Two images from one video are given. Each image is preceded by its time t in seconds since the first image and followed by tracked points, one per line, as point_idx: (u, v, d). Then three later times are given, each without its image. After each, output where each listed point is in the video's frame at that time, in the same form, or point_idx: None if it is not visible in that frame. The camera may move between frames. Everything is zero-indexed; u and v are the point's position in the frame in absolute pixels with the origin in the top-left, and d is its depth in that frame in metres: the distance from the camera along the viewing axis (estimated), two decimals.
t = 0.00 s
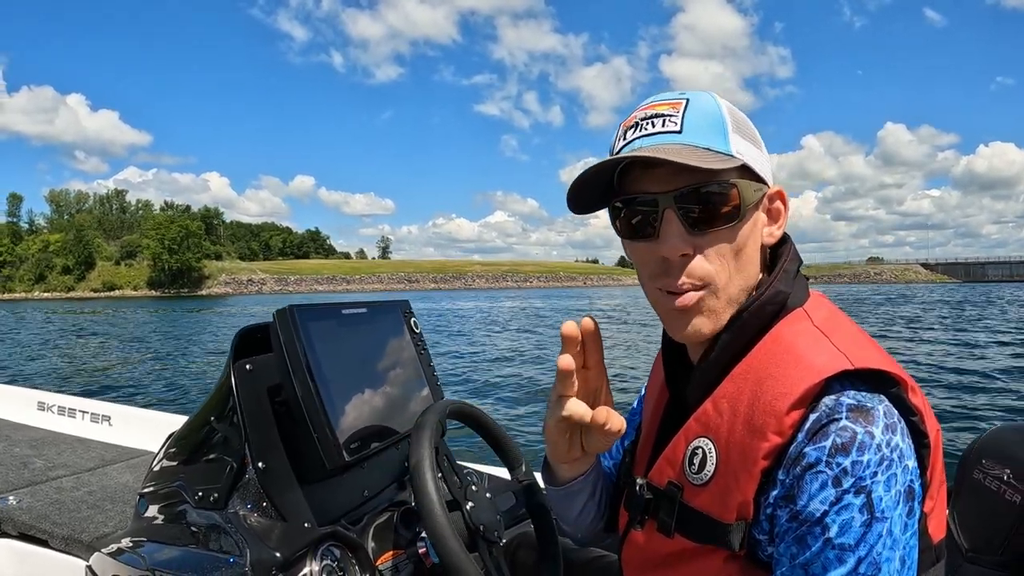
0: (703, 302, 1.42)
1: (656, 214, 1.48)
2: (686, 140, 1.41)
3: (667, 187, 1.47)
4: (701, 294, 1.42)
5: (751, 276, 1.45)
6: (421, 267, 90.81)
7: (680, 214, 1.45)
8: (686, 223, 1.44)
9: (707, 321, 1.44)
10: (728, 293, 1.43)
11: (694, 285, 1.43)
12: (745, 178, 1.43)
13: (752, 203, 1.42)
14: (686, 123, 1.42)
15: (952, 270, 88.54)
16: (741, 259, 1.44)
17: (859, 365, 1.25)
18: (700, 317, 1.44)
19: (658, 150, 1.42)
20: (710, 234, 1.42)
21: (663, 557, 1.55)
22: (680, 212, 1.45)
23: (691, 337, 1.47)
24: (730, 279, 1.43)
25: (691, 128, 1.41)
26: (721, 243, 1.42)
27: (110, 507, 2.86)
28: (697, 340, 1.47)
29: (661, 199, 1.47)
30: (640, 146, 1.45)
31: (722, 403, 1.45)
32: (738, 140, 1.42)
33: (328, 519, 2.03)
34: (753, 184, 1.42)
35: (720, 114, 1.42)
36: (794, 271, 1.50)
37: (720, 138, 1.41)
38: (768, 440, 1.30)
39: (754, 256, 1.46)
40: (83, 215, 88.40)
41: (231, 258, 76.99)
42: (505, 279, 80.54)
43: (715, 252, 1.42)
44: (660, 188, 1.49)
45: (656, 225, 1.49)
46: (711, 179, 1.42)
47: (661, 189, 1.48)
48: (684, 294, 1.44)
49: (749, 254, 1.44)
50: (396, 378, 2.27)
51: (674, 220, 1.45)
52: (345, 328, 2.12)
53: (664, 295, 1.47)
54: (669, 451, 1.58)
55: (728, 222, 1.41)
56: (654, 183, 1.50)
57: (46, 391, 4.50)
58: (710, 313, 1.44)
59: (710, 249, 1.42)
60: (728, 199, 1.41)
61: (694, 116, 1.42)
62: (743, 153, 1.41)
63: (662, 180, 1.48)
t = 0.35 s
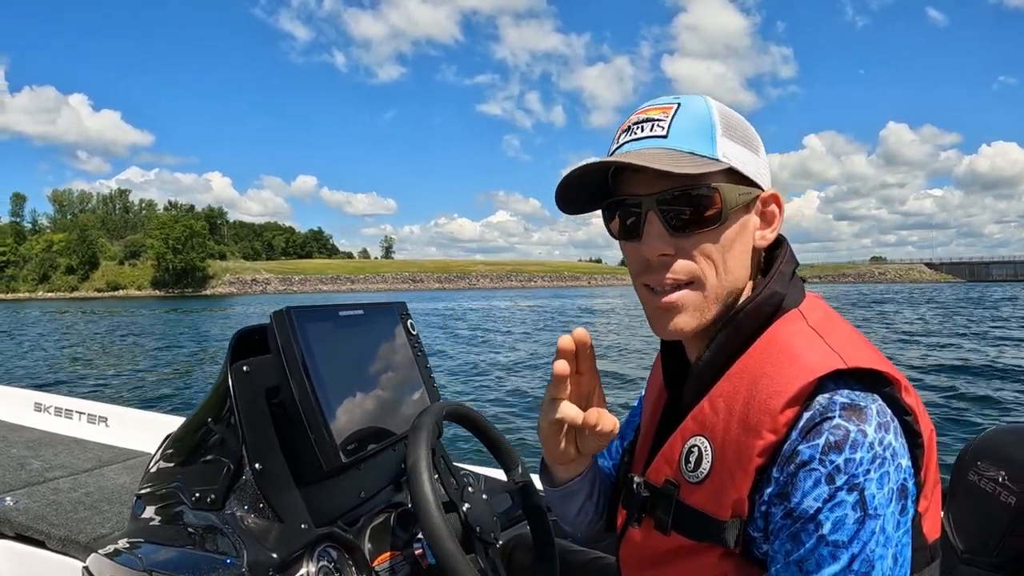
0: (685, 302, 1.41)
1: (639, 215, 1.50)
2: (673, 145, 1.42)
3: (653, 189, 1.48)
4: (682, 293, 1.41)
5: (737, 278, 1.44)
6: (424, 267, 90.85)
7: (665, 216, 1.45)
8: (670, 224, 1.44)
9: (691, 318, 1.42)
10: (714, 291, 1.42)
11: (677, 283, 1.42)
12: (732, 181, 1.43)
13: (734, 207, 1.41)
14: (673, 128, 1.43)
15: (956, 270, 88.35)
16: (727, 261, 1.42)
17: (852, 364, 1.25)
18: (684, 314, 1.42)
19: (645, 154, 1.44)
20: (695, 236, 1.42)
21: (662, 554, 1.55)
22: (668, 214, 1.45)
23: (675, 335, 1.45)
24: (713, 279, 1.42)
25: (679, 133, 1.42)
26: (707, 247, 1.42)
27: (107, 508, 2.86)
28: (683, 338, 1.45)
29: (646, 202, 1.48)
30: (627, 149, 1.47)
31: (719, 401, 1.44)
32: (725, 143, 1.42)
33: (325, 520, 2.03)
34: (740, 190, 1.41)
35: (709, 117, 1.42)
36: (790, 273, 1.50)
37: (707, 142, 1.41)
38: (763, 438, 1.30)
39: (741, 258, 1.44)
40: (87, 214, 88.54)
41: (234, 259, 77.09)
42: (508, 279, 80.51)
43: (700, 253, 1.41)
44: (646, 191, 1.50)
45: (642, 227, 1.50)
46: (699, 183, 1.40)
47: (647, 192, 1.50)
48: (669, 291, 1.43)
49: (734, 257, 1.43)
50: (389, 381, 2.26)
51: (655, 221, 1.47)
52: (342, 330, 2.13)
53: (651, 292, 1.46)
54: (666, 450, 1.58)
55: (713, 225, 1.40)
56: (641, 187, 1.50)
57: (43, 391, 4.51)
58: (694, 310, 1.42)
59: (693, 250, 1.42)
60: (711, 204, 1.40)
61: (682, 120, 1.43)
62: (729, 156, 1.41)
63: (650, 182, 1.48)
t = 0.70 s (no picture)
0: (629, 288, 1.46)
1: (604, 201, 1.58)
2: (631, 137, 1.50)
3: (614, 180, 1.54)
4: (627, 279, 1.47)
5: (695, 272, 1.40)
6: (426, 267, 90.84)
7: (617, 205, 1.50)
8: (621, 211, 1.49)
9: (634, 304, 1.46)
10: (655, 279, 1.42)
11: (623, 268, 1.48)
12: (687, 173, 1.41)
13: (673, 196, 1.40)
14: (637, 123, 1.51)
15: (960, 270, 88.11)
16: (675, 253, 1.41)
17: (854, 362, 1.22)
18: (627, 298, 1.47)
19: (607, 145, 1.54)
20: (638, 225, 1.45)
21: (659, 553, 1.51)
22: (632, 204, 1.46)
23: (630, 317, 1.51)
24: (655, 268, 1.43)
25: (640, 126, 1.49)
26: (652, 235, 1.43)
27: (100, 508, 2.84)
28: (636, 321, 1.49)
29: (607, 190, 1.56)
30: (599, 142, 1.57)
31: (717, 399, 1.41)
32: (684, 134, 1.40)
33: (319, 520, 2.00)
34: (681, 179, 1.40)
35: (674, 109, 1.43)
36: (792, 269, 1.46)
37: (662, 135, 1.43)
38: (762, 436, 1.26)
39: (699, 252, 1.40)
40: (90, 214, 88.61)
41: (238, 258, 77.09)
42: (511, 279, 80.48)
43: (645, 245, 1.44)
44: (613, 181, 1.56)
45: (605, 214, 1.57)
46: (647, 172, 1.44)
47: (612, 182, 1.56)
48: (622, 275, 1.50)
49: (684, 247, 1.40)
50: (383, 385, 2.22)
51: (611, 208, 1.52)
52: (335, 327, 2.10)
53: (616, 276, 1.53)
54: (665, 448, 1.55)
55: (651, 213, 1.42)
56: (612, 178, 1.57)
57: (37, 391, 4.48)
58: (638, 296, 1.45)
59: (639, 239, 1.45)
60: (647, 196, 1.43)
61: (648, 116, 1.48)
62: (682, 147, 1.40)
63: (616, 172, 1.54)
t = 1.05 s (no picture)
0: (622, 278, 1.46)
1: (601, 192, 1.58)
2: (631, 131, 1.50)
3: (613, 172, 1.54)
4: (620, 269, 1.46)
5: (688, 264, 1.39)
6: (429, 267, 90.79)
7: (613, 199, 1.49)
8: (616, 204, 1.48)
9: (632, 299, 1.45)
10: (651, 273, 1.41)
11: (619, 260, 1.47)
12: (682, 165, 1.40)
13: (665, 188, 1.39)
14: (636, 117, 1.51)
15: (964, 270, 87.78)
16: (669, 245, 1.39)
17: (851, 357, 1.21)
18: (625, 293, 1.46)
19: (607, 139, 1.54)
20: (631, 218, 1.44)
21: (654, 548, 1.51)
22: (627, 197, 1.44)
23: (627, 313, 1.49)
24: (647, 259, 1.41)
25: (639, 121, 1.49)
26: (644, 227, 1.42)
27: (96, 508, 2.84)
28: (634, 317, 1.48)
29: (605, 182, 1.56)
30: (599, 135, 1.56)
31: (714, 392, 1.40)
32: (679, 128, 1.40)
33: (316, 520, 2.00)
34: (673, 171, 1.39)
35: (672, 104, 1.43)
36: (788, 265, 1.46)
37: (658, 129, 1.43)
38: (758, 429, 1.25)
39: (692, 245, 1.39)
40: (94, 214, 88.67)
41: (241, 258, 77.20)
42: (515, 279, 80.39)
43: (640, 239, 1.43)
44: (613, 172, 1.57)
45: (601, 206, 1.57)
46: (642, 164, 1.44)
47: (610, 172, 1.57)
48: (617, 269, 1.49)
49: (676, 240, 1.39)
50: (378, 388, 2.20)
51: (607, 199, 1.51)
52: (332, 326, 2.10)
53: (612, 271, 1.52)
54: (661, 442, 1.54)
55: (644, 206, 1.41)
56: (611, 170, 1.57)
57: (34, 391, 4.48)
58: (634, 291, 1.44)
59: (635, 234, 1.44)
60: (638, 187, 1.42)
61: (648, 111, 1.47)
62: (676, 141, 1.40)
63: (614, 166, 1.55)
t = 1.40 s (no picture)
0: (639, 276, 1.44)
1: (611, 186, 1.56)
2: (645, 124, 1.46)
3: (625, 165, 1.52)
4: (636, 267, 1.44)
5: (708, 262, 1.39)
6: (432, 267, 90.79)
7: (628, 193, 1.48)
8: (632, 199, 1.46)
9: (650, 296, 1.43)
10: (669, 270, 1.40)
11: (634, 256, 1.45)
12: (703, 162, 1.39)
13: (691, 181, 1.38)
14: (650, 109, 1.47)
15: (969, 269, 87.47)
16: (691, 242, 1.39)
17: (849, 352, 1.20)
18: (641, 288, 1.44)
19: (617, 129, 1.50)
20: (650, 214, 1.43)
21: (651, 547, 1.50)
22: (647, 193, 1.44)
23: (639, 311, 1.47)
24: (669, 257, 1.40)
25: (653, 114, 1.46)
26: (663, 223, 1.41)
27: (93, 509, 2.85)
28: (649, 316, 1.45)
29: (616, 175, 1.53)
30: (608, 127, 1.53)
31: (711, 389, 1.39)
32: (701, 123, 1.39)
33: (313, 519, 2.00)
34: (700, 166, 1.38)
35: (689, 100, 1.41)
36: (785, 262, 1.44)
37: (678, 123, 1.41)
38: (755, 426, 1.24)
39: (715, 241, 1.39)
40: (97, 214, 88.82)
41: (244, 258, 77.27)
42: (518, 279, 80.30)
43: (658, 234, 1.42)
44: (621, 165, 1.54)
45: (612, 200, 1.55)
46: (660, 159, 1.42)
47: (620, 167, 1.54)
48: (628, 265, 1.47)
49: (698, 237, 1.39)
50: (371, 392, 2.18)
51: (621, 194, 1.51)
52: (327, 325, 2.09)
53: (620, 267, 1.50)
54: (659, 440, 1.54)
55: (667, 200, 1.40)
56: (620, 163, 1.55)
57: (30, 391, 4.48)
58: (651, 287, 1.42)
59: (651, 229, 1.43)
60: (666, 181, 1.40)
61: (662, 104, 1.45)
62: (701, 136, 1.38)
63: (626, 159, 1.52)
